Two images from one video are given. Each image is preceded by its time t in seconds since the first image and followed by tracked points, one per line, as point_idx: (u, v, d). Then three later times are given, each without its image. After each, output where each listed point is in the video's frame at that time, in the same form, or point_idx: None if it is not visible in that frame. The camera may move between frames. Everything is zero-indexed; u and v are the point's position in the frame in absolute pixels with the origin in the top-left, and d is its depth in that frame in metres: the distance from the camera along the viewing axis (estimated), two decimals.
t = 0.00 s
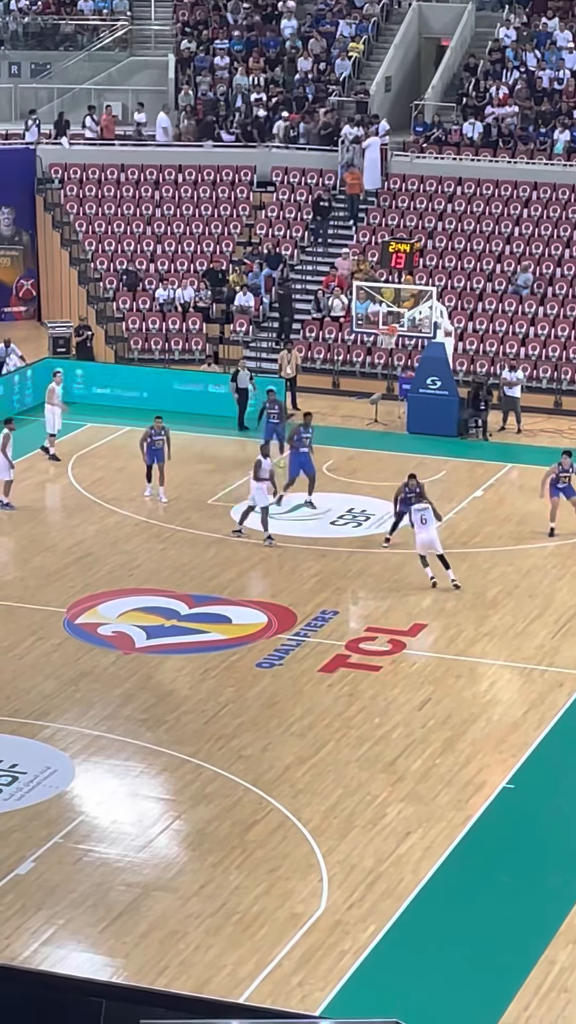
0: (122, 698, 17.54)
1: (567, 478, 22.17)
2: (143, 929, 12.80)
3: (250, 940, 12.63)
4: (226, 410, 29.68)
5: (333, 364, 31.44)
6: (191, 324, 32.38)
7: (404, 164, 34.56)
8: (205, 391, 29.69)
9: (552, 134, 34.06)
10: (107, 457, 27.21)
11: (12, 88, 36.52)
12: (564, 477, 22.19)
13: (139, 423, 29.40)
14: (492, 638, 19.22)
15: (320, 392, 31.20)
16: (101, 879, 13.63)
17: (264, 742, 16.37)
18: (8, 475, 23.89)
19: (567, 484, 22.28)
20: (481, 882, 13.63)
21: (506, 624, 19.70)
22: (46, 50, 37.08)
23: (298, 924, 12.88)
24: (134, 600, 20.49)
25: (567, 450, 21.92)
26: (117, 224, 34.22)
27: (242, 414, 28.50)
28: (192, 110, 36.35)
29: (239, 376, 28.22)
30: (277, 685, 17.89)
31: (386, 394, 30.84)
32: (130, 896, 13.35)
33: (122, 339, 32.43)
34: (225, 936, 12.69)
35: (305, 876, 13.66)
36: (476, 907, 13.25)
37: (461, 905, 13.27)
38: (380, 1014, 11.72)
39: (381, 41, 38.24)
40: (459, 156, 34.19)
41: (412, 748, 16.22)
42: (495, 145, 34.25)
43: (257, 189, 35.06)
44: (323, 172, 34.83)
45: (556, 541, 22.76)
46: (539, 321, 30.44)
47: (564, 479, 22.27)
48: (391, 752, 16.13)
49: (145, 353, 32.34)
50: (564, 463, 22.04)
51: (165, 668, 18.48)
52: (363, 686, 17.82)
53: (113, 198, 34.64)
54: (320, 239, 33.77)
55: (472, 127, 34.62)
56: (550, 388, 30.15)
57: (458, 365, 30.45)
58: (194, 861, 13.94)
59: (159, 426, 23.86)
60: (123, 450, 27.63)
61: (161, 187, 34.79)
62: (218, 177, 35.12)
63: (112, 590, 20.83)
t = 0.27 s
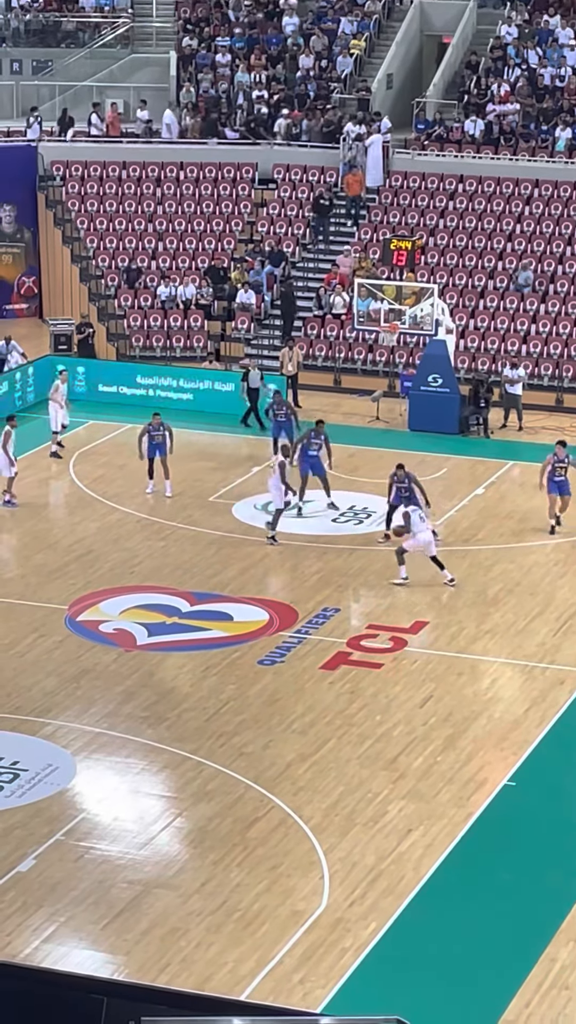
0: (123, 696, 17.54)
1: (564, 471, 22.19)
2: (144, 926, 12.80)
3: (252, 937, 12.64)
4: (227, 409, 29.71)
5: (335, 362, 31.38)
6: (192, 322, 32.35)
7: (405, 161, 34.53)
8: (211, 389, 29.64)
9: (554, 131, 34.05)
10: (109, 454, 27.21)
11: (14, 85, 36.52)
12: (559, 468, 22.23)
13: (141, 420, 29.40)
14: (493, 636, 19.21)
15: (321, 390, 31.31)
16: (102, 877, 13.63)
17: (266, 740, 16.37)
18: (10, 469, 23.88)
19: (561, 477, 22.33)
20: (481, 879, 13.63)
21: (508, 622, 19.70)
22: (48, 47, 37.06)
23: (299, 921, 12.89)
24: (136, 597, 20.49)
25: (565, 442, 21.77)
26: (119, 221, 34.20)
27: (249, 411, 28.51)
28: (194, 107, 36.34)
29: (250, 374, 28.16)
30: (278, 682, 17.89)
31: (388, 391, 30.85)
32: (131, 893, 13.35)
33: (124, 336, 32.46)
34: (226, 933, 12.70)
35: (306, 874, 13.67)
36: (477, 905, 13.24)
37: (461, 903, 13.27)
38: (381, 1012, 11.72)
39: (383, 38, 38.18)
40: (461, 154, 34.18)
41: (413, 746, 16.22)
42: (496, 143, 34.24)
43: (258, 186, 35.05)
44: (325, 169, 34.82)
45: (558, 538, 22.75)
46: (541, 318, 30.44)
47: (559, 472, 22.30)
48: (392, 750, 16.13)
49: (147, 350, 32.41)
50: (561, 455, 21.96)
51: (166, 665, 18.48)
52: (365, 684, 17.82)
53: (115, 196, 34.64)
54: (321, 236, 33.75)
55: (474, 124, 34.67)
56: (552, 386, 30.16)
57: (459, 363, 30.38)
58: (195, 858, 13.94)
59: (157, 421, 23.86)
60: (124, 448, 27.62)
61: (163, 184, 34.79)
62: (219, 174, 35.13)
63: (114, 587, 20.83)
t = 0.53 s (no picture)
0: (123, 692, 17.53)
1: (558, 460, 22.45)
2: (144, 923, 12.80)
3: (252, 933, 12.63)
4: (226, 405, 29.80)
5: (334, 358, 31.41)
6: (192, 318, 32.33)
7: (405, 158, 34.53)
8: (210, 387, 29.70)
9: (554, 128, 34.07)
10: (109, 451, 27.21)
11: (14, 81, 36.49)
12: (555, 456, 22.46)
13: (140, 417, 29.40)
14: (493, 632, 19.21)
15: (321, 386, 31.29)
16: (102, 873, 13.63)
17: (265, 736, 16.37)
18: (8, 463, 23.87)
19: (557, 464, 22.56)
20: (482, 876, 13.63)
21: (507, 618, 19.69)
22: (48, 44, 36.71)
23: (299, 917, 12.88)
24: (136, 593, 20.49)
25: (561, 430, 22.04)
26: (119, 218, 34.18)
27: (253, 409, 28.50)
28: (194, 103, 36.30)
29: (257, 372, 28.08)
30: (278, 679, 17.88)
31: (387, 387, 30.82)
32: (131, 890, 13.35)
33: (124, 332, 32.42)
34: (225, 930, 12.69)
35: (306, 870, 13.66)
36: (477, 901, 13.24)
37: (462, 899, 13.27)
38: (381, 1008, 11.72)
39: (383, 35, 38.15)
40: (461, 150, 34.15)
41: (413, 742, 16.21)
42: (496, 139, 34.22)
43: (258, 182, 35.03)
44: (325, 166, 34.78)
45: (557, 535, 22.75)
46: (541, 314, 30.43)
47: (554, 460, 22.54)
48: (392, 746, 16.12)
49: (147, 346, 32.33)
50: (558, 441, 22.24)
51: (166, 662, 18.47)
52: (364, 680, 17.82)
53: (115, 192, 34.62)
54: (321, 233, 33.73)
55: (474, 121, 34.67)
56: (552, 382, 30.15)
57: (459, 359, 30.34)
58: (195, 854, 13.94)
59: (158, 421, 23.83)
60: (124, 444, 27.61)
61: (163, 181, 34.77)
62: (219, 170, 35.09)
63: (114, 584, 20.82)
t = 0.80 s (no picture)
0: (122, 688, 17.54)
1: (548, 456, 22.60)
2: (143, 919, 12.80)
3: (251, 929, 12.65)
4: (224, 400, 29.74)
5: (333, 354, 31.41)
6: (191, 314, 32.31)
7: (404, 154, 34.51)
8: (209, 382, 29.64)
9: (553, 124, 34.08)
10: (108, 447, 27.20)
11: (13, 77, 36.48)
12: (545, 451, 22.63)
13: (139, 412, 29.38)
14: (492, 628, 19.22)
15: (320, 381, 31.18)
16: (100, 869, 13.64)
17: (264, 732, 16.37)
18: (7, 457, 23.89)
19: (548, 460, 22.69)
20: (480, 872, 13.63)
21: (506, 614, 19.71)
22: (46, 39, 37.23)
23: (298, 913, 12.89)
24: (134, 589, 20.49)
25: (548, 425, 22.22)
26: (118, 213, 34.17)
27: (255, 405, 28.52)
28: (193, 99, 36.28)
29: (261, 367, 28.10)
30: (277, 675, 17.88)
31: (386, 383, 30.77)
32: (130, 885, 13.36)
33: (123, 328, 32.39)
34: (225, 925, 12.70)
35: (305, 866, 13.67)
36: (475, 897, 13.24)
37: (460, 896, 13.27)
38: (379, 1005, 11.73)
39: (382, 31, 38.15)
40: (460, 146, 34.11)
41: (411, 738, 16.22)
42: (495, 134, 34.17)
43: (257, 178, 34.98)
44: (324, 161, 34.72)
45: (556, 531, 22.75)
46: (540, 310, 30.41)
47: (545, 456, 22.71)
48: (391, 742, 16.13)
49: (145, 341, 32.25)
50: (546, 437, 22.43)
51: (165, 658, 18.48)
52: (363, 676, 17.82)
53: (113, 187, 34.58)
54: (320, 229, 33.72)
55: (473, 116, 34.47)
56: (550, 378, 30.13)
57: (458, 355, 30.34)
58: (193, 850, 13.94)
59: (158, 421, 23.84)
60: (123, 440, 27.62)
61: (162, 176, 34.73)
62: (218, 166, 35.06)
63: (113, 580, 20.83)
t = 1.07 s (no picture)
0: (119, 685, 17.54)
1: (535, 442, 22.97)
2: (140, 916, 12.80)
3: (248, 926, 12.65)
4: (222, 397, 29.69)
5: (330, 352, 31.39)
6: (188, 311, 32.33)
7: (402, 151, 34.51)
8: (207, 379, 29.63)
9: (550, 122, 34.09)
10: (105, 444, 27.18)
11: (11, 75, 36.45)
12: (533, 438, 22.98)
13: (137, 410, 29.39)
14: (489, 625, 19.23)
15: (317, 379, 31.12)
16: (98, 866, 13.64)
17: (262, 729, 16.37)
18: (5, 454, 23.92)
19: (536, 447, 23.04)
20: (478, 868, 13.65)
21: (503, 611, 19.72)
22: (44, 36, 36.89)
23: (295, 910, 12.89)
24: (132, 586, 20.49)
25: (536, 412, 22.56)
26: (115, 211, 34.15)
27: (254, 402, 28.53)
28: (190, 96, 36.26)
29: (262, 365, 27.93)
30: (274, 672, 17.88)
31: (384, 381, 30.77)
32: (127, 882, 13.36)
33: (120, 325, 32.37)
34: (222, 922, 12.70)
35: (302, 863, 13.68)
36: (473, 893, 13.26)
37: (457, 892, 13.29)
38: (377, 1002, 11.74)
39: (379, 28, 38.18)
40: (458, 143, 34.11)
41: (409, 735, 16.23)
42: (493, 132, 34.21)
43: (255, 175, 34.97)
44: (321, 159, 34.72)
45: (553, 528, 22.76)
46: (537, 307, 30.42)
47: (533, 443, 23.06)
48: (388, 739, 16.14)
49: (143, 338, 32.25)
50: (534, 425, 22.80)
51: (162, 655, 18.48)
52: (361, 673, 17.82)
53: (111, 185, 34.56)
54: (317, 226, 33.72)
55: (470, 114, 34.55)
56: (548, 376, 30.14)
57: (455, 352, 30.38)
58: (191, 847, 13.95)
59: (162, 421, 23.82)
60: (120, 437, 27.62)
61: (159, 174, 34.73)
62: (215, 164, 35.08)
63: (110, 577, 20.82)
